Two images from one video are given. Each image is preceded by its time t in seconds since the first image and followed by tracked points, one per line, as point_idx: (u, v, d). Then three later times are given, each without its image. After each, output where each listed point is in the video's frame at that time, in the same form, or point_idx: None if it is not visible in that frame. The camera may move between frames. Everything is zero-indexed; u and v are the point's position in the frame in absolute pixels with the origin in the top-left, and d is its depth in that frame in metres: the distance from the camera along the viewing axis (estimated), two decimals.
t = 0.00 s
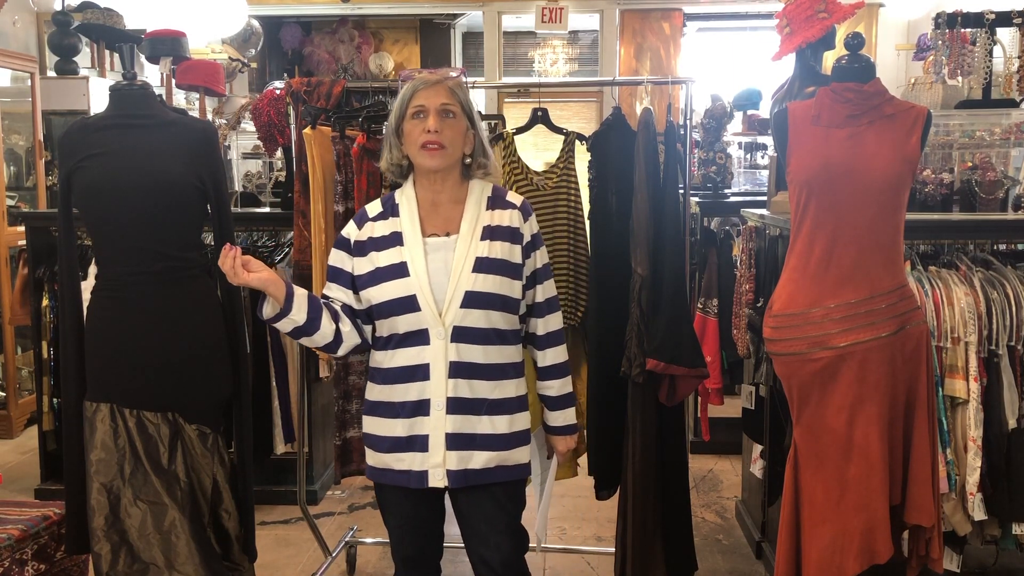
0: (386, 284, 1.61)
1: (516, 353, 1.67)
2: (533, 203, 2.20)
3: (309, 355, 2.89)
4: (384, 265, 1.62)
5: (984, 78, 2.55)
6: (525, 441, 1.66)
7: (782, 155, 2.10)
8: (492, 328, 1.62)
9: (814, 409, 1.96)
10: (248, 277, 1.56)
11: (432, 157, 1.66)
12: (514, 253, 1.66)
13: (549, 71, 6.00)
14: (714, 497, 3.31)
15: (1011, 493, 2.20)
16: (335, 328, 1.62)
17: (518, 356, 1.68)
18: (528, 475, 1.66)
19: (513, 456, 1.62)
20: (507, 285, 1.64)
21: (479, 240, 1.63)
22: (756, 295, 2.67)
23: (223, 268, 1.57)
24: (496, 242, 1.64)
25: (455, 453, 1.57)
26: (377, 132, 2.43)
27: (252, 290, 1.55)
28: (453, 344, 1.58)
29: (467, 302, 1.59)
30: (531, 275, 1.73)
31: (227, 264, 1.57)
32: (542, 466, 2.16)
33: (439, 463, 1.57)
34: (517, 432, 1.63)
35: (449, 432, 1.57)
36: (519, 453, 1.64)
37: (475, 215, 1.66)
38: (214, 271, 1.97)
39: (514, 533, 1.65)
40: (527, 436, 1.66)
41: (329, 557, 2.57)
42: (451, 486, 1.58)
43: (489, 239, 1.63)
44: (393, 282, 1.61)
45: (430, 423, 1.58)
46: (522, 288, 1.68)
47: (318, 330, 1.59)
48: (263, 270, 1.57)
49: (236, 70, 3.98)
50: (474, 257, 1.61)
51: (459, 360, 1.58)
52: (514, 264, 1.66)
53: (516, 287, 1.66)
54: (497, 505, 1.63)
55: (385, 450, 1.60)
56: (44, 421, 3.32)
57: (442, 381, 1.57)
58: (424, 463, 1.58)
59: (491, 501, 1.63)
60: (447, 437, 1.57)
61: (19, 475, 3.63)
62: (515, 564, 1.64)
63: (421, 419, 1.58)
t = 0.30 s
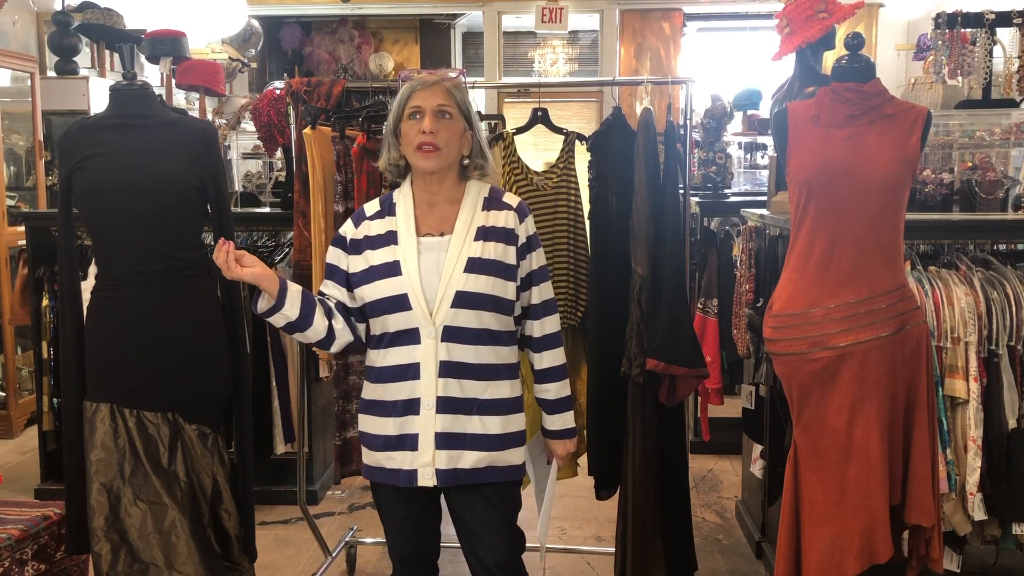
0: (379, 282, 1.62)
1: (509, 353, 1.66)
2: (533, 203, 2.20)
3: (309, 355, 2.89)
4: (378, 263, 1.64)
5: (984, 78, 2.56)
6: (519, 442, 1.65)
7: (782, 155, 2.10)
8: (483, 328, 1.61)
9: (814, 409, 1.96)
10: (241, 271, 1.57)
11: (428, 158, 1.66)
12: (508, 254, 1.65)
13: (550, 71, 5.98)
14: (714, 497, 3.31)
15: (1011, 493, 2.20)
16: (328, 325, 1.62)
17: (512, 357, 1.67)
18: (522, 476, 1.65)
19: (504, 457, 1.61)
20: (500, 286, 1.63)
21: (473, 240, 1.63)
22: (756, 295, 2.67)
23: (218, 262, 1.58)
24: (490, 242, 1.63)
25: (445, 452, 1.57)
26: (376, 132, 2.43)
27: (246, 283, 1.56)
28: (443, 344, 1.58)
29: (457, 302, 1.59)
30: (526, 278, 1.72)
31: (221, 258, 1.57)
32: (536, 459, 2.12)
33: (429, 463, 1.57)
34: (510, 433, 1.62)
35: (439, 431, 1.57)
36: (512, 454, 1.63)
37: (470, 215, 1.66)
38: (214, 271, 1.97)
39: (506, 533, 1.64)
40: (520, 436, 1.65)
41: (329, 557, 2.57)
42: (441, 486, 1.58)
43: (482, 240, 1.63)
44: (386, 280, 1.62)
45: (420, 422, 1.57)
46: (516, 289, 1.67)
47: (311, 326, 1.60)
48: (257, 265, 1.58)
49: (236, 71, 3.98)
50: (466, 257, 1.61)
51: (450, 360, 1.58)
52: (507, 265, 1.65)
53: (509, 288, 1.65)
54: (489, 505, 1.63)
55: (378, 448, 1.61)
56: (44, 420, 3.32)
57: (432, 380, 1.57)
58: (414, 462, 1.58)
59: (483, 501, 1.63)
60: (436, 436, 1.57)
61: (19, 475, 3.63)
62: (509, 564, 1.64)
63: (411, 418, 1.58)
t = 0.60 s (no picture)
0: (381, 280, 1.62)
1: (511, 352, 1.66)
2: (533, 203, 2.20)
3: (309, 355, 2.89)
4: (379, 262, 1.64)
5: (984, 78, 2.56)
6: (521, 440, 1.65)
7: (782, 155, 2.10)
8: (485, 325, 1.61)
9: (814, 409, 1.96)
10: (243, 270, 1.56)
11: (428, 158, 1.66)
12: (509, 251, 1.65)
13: (549, 71, 5.99)
14: (714, 497, 3.31)
15: (1011, 493, 2.20)
16: (329, 324, 1.62)
17: (513, 355, 1.67)
18: (524, 474, 1.65)
19: (506, 455, 1.62)
20: (502, 283, 1.63)
21: (474, 237, 1.63)
22: (756, 295, 2.67)
23: (219, 262, 1.58)
24: (491, 240, 1.64)
25: (448, 450, 1.57)
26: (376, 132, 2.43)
27: (248, 283, 1.56)
28: (445, 341, 1.58)
29: (459, 299, 1.59)
30: (528, 275, 1.72)
31: (222, 257, 1.57)
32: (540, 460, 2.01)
33: (432, 460, 1.57)
34: (511, 431, 1.62)
35: (442, 429, 1.57)
36: (513, 452, 1.63)
37: (471, 213, 1.66)
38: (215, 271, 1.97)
39: (508, 532, 1.64)
40: (522, 435, 1.65)
41: (329, 557, 2.57)
42: (444, 483, 1.58)
43: (483, 237, 1.63)
44: (388, 278, 1.61)
45: (423, 420, 1.57)
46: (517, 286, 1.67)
47: (313, 325, 1.60)
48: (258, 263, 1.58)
49: (236, 70, 3.98)
50: (467, 255, 1.61)
51: (452, 357, 1.58)
52: (509, 262, 1.65)
53: (510, 285, 1.65)
54: (491, 504, 1.63)
55: (380, 447, 1.61)
56: (44, 420, 3.32)
57: (434, 378, 1.57)
58: (417, 460, 1.58)
59: (485, 500, 1.63)
60: (439, 433, 1.57)
61: (19, 475, 3.63)
62: (512, 562, 1.64)
63: (415, 416, 1.58)
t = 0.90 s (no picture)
0: (388, 280, 1.61)
1: (519, 350, 1.67)
2: (533, 203, 2.20)
3: (308, 356, 2.89)
4: (385, 262, 1.63)
5: (984, 78, 2.56)
6: (529, 438, 1.66)
7: (782, 155, 2.10)
8: (494, 323, 1.62)
9: (814, 409, 1.96)
10: (247, 272, 1.54)
11: (432, 157, 1.65)
12: (515, 248, 1.66)
13: (550, 71, 5.99)
14: (714, 497, 3.31)
15: (1011, 493, 2.20)
16: (334, 326, 1.61)
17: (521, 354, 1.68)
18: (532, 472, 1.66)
19: (516, 452, 1.62)
20: (509, 280, 1.64)
21: (480, 235, 1.63)
22: (756, 295, 2.67)
23: (223, 263, 1.56)
24: (497, 237, 1.64)
25: (461, 449, 1.57)
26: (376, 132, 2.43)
27: (250, 285, 1.54)
28: (455, 340, 1.58)
29: (468, 297, 1.59)
30: (532, 272, 1.73)
31: (227, 259, 1.55)
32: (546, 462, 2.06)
33: (445, 459, 1.57)
34: (520, 428, 1.63)
35: (454, 428, 1.57)
36: (523, 449, 1.63)
37: (475, 211, 1.66)
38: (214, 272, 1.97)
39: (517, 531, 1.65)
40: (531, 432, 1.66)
41: (329, 556, 2.57)
42: (457, 482, 1.58)
43: (489, 235, 1.64)
44: (394, 279, 1.61)
45: (436, 419, 1.58)
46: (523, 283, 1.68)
47: (318, 327, 1.59)
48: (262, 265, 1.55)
49: (237, 71, 3.98)
50: (474, 252, 1.62)
51: (462, 356, 1.58)
52: (515, 259, 1.66)
53: (517, 282, 1.66)
54: (501, 503, 1.63)
55: (391, 448, 1.60)
56: (44, 420, 3.32)
57: (445, 377, 1.57)
58: (430, 460, 1.58)
59: (495, 498, 1.63)
60: (452, 432, 1.57)
61: (19, 475, 3.63)
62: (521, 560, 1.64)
63: (426, 416, 1.58)
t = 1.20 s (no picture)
0: (407, 282, 1.60)
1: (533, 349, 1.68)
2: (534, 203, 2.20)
3: (309, 354, 2.89)
4: (403, 263, 1.61)
5: (985, 78, 2.56)
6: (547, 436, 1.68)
7: (782, 155, 2.10)
8: (516, 321, 1.64)
9: (814, 409, 1.96)
10: (268, 276, 1.52)
11: (449, 154, 1.66)
12: (532, 247, 1.69)
13: (549, 71, 5.99)
14: (714, 497, 3.31)
15: (1011, 493, 2.20)
16: (352, 329, 1.60)
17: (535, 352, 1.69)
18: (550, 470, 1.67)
19: (537, 450, 1.64)
20: (528, 278, 1.66)
21: (499, 234, 1.65)
22: (756, 295, 2.67)
23: (241, 266, 1.52)
24: (515, 236, 1.66)
25: (486, 449, 1.58)
26: (376, 132, 2.43)
27: (271, 289, 1.52)
28: (479, 340, 1.59)
29: (491, 297, 1.60)
30: (548, 269, 1.76)
31: (246, 262, 1.51)
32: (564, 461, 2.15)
33: (470, 460, 1.57)
34: (541, 425, 1.65)
35: (479, 428, 1.58)
36: (542, 447, 1.65)
37: (491, 210, 1.68)
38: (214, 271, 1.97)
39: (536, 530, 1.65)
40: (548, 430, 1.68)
41: (329, 557, 2.57)
42: (482, 482, 1.58)
43: (507, 234, 1.65)
44: (415, 280, 1.59)
45: (460, 420, 1.58)
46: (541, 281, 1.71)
47: (336, 330, 1.58)
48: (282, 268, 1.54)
49: (237, 70, 3.98)
50: (494, 252, 1.63)
51: (486, 356, 1.59)
52: (533, 257, 1.68)
53: (535, 280, 1.68)
54: (521, 502, 1.64)
55: (411, 450, 1.60)
56: (44, 421, 3.32)
57: (469, 377, 1.58)
58: (455, 460, 1.58)
59: (514, 498, 1.63)
60: (477, 433, 1.58)
61: (19, 475, 3.63)
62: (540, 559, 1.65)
63: (449, 416, 1.58)
